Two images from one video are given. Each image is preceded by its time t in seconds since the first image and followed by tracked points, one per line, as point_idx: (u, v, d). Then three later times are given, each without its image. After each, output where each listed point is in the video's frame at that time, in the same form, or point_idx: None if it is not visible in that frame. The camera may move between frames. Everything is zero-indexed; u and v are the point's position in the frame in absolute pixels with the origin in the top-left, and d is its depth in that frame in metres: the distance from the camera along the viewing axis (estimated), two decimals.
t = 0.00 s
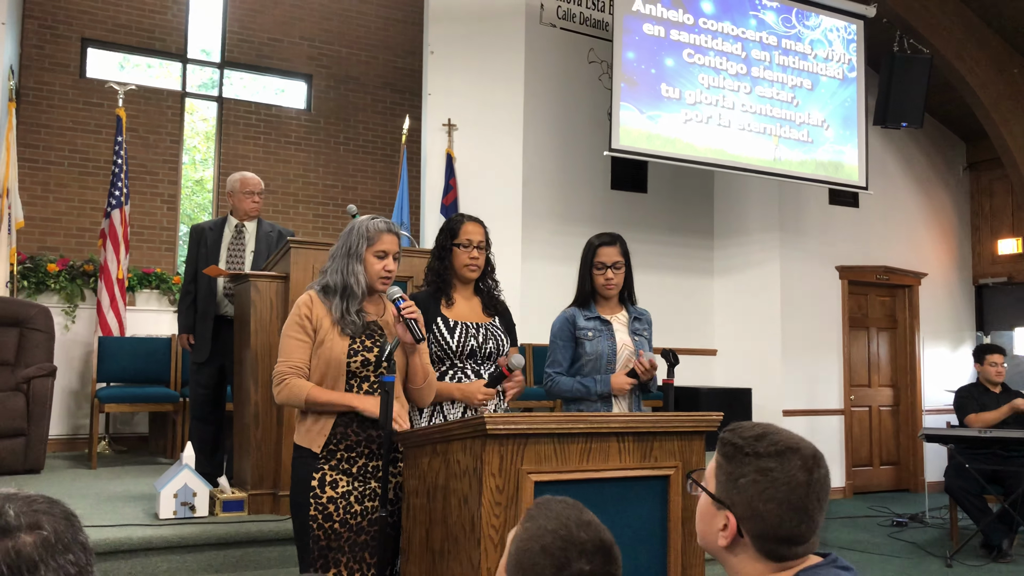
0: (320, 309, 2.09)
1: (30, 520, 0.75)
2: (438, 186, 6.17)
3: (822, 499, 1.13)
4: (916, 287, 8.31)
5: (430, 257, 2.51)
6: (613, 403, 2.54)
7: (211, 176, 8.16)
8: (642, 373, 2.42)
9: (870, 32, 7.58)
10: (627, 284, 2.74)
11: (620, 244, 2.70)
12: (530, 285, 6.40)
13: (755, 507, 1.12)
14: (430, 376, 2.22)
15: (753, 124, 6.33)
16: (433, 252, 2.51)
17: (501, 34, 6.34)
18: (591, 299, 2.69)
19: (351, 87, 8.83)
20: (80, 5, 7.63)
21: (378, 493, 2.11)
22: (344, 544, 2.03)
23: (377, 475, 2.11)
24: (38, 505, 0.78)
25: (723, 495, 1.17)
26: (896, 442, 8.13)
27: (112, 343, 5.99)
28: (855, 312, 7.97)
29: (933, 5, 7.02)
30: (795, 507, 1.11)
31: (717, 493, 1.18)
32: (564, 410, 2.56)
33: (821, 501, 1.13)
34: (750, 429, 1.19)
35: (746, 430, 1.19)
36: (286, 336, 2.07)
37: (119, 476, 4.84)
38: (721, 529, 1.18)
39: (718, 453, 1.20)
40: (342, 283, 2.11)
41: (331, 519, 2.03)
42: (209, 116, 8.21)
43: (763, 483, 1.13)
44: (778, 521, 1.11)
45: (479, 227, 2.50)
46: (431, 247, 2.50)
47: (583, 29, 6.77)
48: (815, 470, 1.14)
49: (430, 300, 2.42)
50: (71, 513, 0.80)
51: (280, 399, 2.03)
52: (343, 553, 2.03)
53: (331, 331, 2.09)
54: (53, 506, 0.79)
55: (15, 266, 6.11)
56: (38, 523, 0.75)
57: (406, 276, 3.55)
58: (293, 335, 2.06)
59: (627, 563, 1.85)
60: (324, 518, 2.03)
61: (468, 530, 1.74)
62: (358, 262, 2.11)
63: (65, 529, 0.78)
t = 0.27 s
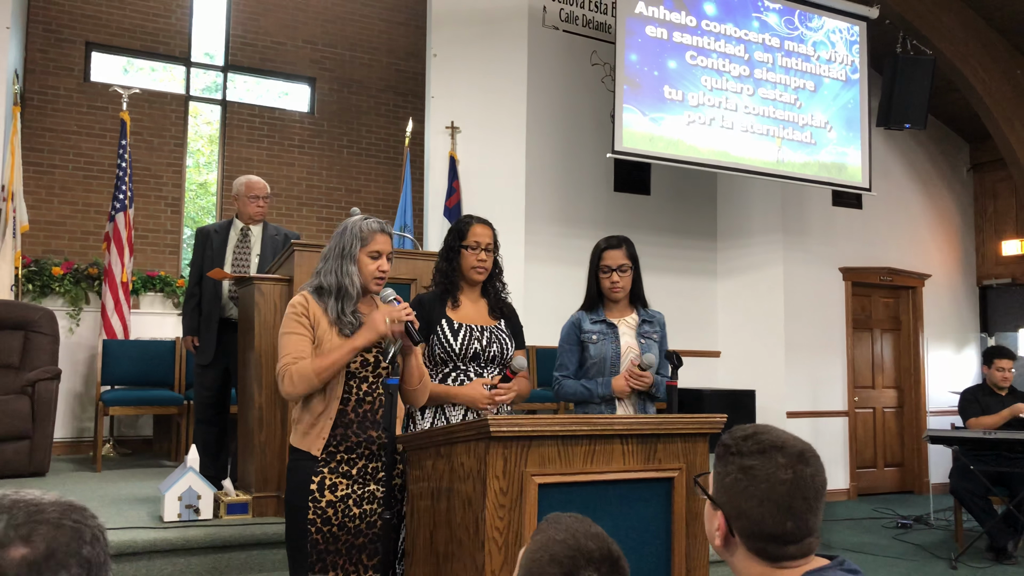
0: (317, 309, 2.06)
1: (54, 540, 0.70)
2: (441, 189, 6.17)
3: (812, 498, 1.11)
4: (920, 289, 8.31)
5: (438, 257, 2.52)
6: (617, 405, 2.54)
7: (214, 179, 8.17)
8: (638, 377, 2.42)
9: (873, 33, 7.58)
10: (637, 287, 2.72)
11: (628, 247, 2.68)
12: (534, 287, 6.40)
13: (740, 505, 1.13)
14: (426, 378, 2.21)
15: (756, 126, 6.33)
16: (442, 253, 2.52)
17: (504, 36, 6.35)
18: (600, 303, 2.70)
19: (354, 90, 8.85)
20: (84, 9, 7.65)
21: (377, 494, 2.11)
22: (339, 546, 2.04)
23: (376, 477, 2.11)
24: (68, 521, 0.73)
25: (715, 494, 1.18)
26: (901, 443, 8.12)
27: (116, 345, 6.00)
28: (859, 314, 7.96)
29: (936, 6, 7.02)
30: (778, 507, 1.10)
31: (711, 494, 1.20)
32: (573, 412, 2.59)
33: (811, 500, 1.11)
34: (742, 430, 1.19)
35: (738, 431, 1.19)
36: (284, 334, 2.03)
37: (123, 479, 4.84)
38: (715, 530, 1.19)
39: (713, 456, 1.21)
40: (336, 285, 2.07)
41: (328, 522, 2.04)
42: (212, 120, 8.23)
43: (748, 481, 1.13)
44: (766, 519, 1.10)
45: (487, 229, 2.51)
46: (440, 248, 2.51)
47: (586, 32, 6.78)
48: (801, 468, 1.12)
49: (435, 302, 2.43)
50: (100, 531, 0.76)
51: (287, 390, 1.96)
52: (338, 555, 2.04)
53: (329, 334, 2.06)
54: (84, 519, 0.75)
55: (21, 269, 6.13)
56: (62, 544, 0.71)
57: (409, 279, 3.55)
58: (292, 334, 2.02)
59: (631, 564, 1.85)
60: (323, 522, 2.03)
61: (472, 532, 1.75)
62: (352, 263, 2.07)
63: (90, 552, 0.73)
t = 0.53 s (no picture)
0: (311, 308, 2.04)
1: None
2: (443, 191, 6.18)
3: (801, 496, 1.10)
4: (921, 290, 8.31)
5: (442, 255, 2.51)
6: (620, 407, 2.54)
7: (216, 181, 8.18)
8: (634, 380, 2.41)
9: (875, 34, 7.57)
10: (644, 288, 2.70)
11: (635, 248, 2.66)
12: (535, 288, 6.41)
13: (730, 505, 1.13)
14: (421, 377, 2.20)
15: (758, 127, 6.32)
16: (446, 253, 2.49)
17: (506, 38, 6.36)
18: (608, 305, 2.72)
19: (356, 92, 8.87)
20: (86, 11, 7.67)
21: (373, 497, 2.06)
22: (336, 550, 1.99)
23: (372, 478, 2.07)
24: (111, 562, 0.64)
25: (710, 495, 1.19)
26: (903, 444, 8.11)
27: (118, 347, 6.00)
28: (861, 315, 7.96)
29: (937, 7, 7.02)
30: (767, 504, 1.10)
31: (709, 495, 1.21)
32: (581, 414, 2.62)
33: (800, 499, 1.10)
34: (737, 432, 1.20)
35: (730, 433, 1.20)
36: (282, 333, 2.01)
37: (125, 480, 4.85)
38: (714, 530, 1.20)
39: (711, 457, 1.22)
40: (328, 286, 2.05)
41: (325, 526, 1.98)
42: (214, 122, 8.24)
43: (736, 480, 1.13)
44: (755, 517, 1.11)
45: (491, 231, 2.49)
46: (445, 248, 2.49)
47: (587, 33, 6.79)
48: (787, 465, 1.12)
49: (436, 301, 2.44)
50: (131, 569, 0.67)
51: (300, 383, 1.92)
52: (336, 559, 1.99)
53: (324, 333, 2.05)
54: (122, 554, 0.66)
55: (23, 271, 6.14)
56: None
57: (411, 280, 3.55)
58: (290, 334, 2.00)
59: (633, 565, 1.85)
60: (318, 526, 1.97)
61: (474, 532, 1.75)
62: (343, 264, 2.04)
63: None
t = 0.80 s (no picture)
0: (306, 308, 2.03)
1: None
2: (446, 192, 6.17)
3: (783, 488, 1.11)
4: (925, 290, 8.29)
5: (440, 251, 2.53)
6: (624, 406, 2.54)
7: (220, 182, 8.18)
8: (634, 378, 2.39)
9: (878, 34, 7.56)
10: (653, 289, 2.68)
11: (644, 250, 2.66)
12: (538, 289, 6.41)
13: (717, 504, 1.15)
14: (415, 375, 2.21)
15: (760, 127, 6.32)
16: (444, 247, 2.52)
17: (508, 39, 6.36)
18: (615, 306, 2.72)
19: (358, 93, 8.87)
20: (89, 13, 7.68)
21: (371, 498, 2.06)
22: (332, 552, 1.99)
23: (369, 481, 2.07)
24: None
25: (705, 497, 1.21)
26: (907, 445, 8.10)
27: (121, 347, 6.01)
28: (864, 315, 7.95)
29: (941, 7, 7.01)
30: (750, 496, 1.12)
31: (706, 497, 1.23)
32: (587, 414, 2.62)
33: (782, 491, 1.11)
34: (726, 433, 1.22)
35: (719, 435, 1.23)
36: (278, 334, 1.99)
37: (129, 481, 4.85)
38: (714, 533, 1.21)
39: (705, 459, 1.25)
40: (321, 285, 2.05)
41: (322, 529, 1.98)
42: (217, 122, 8.25)
43: (720, 478, 1.15)
44: (741, 513, 1.12)
45: (490, 228, 2.52)
46: (443, 242, 2.52)
47: (590, 34, 6.79)
48: (766, 458, 1.13)
49: (431, 298, 2.44)
50: None
51: (301, 384, 1.90)
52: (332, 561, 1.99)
53: (320, 334, 2.04)
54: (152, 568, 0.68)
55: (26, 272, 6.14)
56: None
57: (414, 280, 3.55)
58: (287, 334, 1.98)
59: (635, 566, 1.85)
60: (315, 528, 1.97)
61: (477, 532, 1.75)
62: (336, 263, 2.05)
63: None
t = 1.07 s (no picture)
0: (301, 308, 2.02)
1: None
2: (447, 192, 6.16)
3: (784, 483, 1.11)
4: (926, 290, 8.28)
5: (433, 250, 2.53)
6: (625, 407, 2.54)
7: (220, 182, 8.19)
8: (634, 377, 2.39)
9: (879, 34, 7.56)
10: (654, 290, 2.68)
11: (646, 250, 2.66)
12: (539, 289, 6.41)
13: (720, 501, 1.15)
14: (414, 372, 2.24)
15: (761, 127, 6.32)
16: (439, 245, 2.52)
17: (509, 39, 6.36)
18: (616, 306, 2.71)
19: (359, 93, 8.87)
20: (90, 14, 7.68)
21: (367, 500, 2.05)
22: (330, 555, 1.97)
23: (365, 482, 2.06)
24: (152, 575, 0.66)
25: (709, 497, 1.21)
26: (908, 445, 8.09)
27: (123, 348, 6.01)
28: (865, 315, 7.95)
29: (941, 7, 7.00)
30: (752, 492, 1.12)
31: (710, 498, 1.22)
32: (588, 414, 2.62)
33: (784, 487, 1.11)
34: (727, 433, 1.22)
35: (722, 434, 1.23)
36: (274, 336, 1.97)
37: (130, 481, 4.85)
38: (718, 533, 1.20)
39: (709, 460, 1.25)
40: (315, 285, 2.04)
41: (320, 532, 1.96)
42: (218, 123, 8.24)
43: (723, 476, 1.15)
44: (744, 510, 1.12)
45: (485, 227, 2.52)
46: (437, 240, 2.52)
47: (591, 34, 6.78)
48: (766, 454, 1.13)
49: (425, 296, 2.44)
50: None
51: (301, 387, 1.89)
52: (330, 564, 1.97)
53: (316, 334, 2.04)
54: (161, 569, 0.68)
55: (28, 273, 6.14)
56: None
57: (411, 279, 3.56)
58: (283, 335, 1.97)
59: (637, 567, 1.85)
60: (313, 531, 1.95)
61: (478, 534, 1.75)
62: (328, 262, 2.05)
63: None
